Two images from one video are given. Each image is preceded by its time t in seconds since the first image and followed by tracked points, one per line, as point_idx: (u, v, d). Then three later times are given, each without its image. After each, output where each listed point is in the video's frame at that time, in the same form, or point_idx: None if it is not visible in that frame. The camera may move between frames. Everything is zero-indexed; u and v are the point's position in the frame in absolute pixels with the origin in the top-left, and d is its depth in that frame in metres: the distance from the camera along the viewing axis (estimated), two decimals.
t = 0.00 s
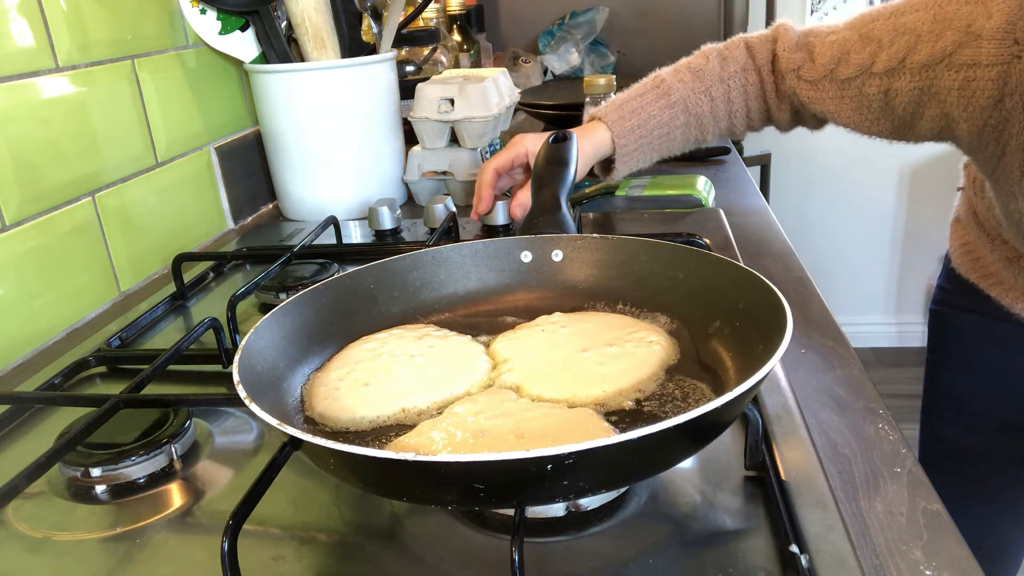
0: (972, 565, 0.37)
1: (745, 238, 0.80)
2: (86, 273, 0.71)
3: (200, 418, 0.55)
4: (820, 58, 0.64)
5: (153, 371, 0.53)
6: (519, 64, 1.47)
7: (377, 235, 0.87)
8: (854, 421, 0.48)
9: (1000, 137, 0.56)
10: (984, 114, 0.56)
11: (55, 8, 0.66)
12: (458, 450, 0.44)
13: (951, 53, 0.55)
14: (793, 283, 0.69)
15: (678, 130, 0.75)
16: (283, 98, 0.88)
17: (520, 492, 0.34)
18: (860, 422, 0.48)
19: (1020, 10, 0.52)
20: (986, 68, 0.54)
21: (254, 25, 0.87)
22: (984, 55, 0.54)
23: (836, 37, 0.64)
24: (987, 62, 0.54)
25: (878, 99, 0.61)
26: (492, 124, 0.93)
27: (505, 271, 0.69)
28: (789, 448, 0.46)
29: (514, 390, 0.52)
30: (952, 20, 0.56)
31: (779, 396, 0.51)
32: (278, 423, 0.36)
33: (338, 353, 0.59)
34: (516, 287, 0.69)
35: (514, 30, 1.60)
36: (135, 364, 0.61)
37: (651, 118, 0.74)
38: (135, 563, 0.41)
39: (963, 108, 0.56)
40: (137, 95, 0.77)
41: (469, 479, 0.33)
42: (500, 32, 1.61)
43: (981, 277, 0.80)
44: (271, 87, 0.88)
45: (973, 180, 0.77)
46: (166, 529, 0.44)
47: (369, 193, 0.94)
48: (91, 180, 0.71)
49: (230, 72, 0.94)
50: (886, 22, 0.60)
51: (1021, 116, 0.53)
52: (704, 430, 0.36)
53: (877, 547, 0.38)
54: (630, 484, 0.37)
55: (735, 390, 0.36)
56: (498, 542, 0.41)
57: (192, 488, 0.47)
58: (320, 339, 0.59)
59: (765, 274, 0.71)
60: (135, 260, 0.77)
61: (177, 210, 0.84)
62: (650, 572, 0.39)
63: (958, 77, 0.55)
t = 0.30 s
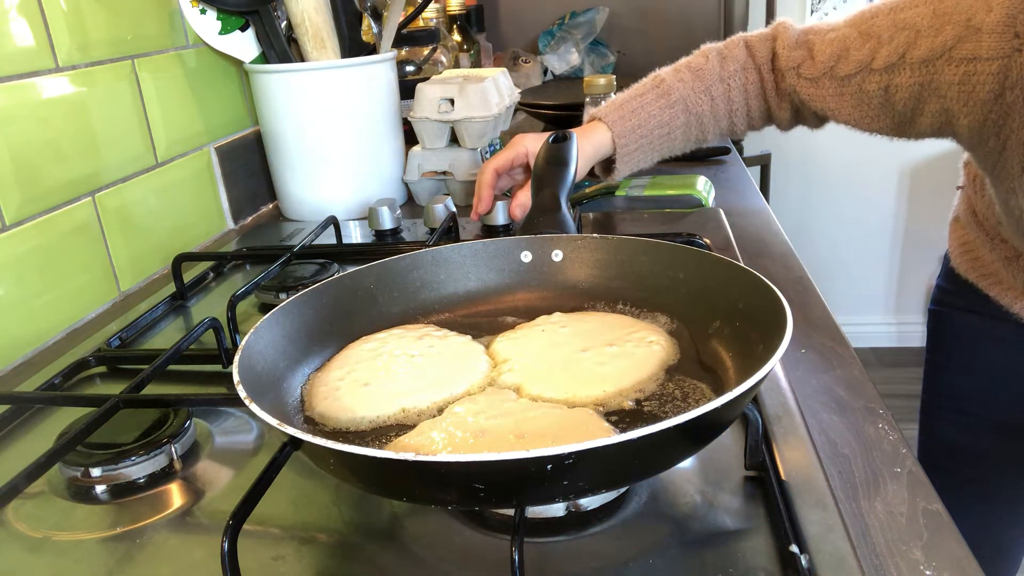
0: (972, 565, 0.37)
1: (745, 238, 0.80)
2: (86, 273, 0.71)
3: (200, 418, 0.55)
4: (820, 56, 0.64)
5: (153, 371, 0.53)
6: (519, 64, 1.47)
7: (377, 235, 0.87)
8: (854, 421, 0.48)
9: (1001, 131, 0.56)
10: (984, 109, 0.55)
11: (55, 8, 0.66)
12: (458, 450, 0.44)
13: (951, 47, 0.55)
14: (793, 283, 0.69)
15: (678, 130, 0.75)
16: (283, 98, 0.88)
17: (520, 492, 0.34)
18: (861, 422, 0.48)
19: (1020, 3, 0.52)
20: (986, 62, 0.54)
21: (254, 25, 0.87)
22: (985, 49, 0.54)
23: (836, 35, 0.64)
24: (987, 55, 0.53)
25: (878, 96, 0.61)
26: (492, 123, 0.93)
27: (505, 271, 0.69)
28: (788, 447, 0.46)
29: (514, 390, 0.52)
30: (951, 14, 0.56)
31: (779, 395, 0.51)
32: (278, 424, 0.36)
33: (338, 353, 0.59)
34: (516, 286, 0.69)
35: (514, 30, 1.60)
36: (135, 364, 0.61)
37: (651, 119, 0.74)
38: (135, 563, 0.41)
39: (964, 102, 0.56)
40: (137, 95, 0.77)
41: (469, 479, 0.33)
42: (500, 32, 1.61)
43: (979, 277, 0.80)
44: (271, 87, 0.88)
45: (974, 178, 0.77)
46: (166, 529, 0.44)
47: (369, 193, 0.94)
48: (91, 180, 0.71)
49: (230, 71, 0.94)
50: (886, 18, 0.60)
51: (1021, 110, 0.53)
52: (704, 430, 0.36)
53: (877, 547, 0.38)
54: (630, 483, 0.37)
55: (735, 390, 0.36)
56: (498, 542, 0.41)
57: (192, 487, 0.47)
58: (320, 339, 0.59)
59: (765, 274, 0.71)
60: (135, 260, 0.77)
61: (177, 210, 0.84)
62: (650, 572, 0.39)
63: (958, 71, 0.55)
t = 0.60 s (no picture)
0: (973, 565, 0.37)
1: (744, 238, 0.80)
2: (85, 272, 0.71)
3: (200, 418, 0.55)
4: (820, 29, 0.64)
5: (153, 372, 0.53)
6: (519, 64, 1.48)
7: (377, 235, 0.87)
8: (854, 421, 0.48)
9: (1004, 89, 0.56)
10: (985, 66, 0.56)
11: (55, 8, 0.66)
12: (458, 449, 0.44)
13: (949, 3, 0.56)
14: (793, 283, 0.69)
15: (687, 118, 0.74)
16: (283, 98, 0.88)
17: (520, 493, 0.34)
18: (861, 422, 0.48)
19: None
20: (985, 12, 0.54)
21: (254, 25, 0.87)
22: None
23: (834, 10, 0.64)
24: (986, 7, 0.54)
25: (879, 63, 0.61)
26: (492, 123, 0.93)
27: (505, 271, 0.69)
28: (788, 446, 0.46)
29: (514, 390, 0.52)
30: None
31: (779, 395, 0.51)
32: (278, 424, 0.36)
33: (338, 353, 0.59)
34: (516, 287, 0.69)
35: (514, 30, 1.60)
36: (135, 364, 0.61)
37: (658, 107, 0.74)
38: (135, 563, 0.41)
39: (964, 59, 0.56)
40: (137, 95, 0.77)
41: (469, 479, 0.33)
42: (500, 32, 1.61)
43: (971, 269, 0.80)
44: (271, 87, 0.88)
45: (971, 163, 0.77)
46: (166, 529, 0.44)
47: (369, 192, 0.94)
48: (92, 180, 0.71)
49: (230, 71, 0.94)
50: None
51: None
52: (704, 429, 0.36)
53: (877, 547, 0.38)
54: (630, 483, 0.37)
55: (735, 390, 0.36)
56: (498, 542, 0.41)
57: (192, 487, 0.47)
58: (319, 339, 0.59)
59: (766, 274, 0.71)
60: (135, 260, 0.77)
61: (176, 210, 0.84)
62: (650, 572, 0.39)
63: (958, 25, 0.56)
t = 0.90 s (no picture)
0: (973, 564, 0.36)
1: (744, 237, 0.80)
2: (85, 273, 0.71)
3: (200, 418, 0.55)
4: None
5: (153, 372, 0.53)
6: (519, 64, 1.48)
7: (377, 235, 0.87)
8: (854, 421, 0.49)
9: None
10: None
11: (55, 8, 0.66)
12: (458, 449, 0.44)
13: None
14: (793, 282, 0.68)
15: (710, 73, 0.65)
16: (283, 98, 0.88)
17: (520, 493, 0.34)
18: (861, 422, 0.48)
19: None
20: None
21: (254, 25, 0.87)
22: None
23: None
24: None
25: None
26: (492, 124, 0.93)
27: (505, 271, 0.69)
28: (789, 446, 0.46)
29: (513, 390, 0.52)
30: None
31: (779, 395, 0.51)
32: (277, 423, 0.36)
33: (338, 354, 0.59)
34: (516, 286, 0.69)
35: (514, 31, 1.60)
36: (135, 364, 0.61)
37: (682, 57, 0.64)
38: (135, 563, 0.41)
39: None
40: (137, 95, 0.77)
41: (469, 479, 0.33)
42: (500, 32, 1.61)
43: (938, 256, 0.66)
44: (271, 87, 0.88)
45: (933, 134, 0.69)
46: (166, 529, 0.44)
47: (368, 192, 0.94)
48: (91, 180, 0.71)
49: (230, 72, 0.94)
50: None
51: None
52: (704, 429, 0.36)
53: (877, 547, 0.38)
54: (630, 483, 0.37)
55: (735, 390, 0.36)
56: (498, 542, 0.41)
57: (193, 487, 0.47)
58: (319, 339, 0.59)
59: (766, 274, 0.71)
60: (135, 260, 0.77)
61: (176, 210, 0.84)
62: (650, 572, 0.39)
63: None
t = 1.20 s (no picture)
0: (972, 564, 0.36)
1: (744, 237, 0.80)
2: (85, 273, 0.71)
3: (200, 418, 0.55)
4: None
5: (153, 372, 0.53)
6: (519, 64, 1.48)
7: (377, 235, 0.87)
8: (854, 421, 0.49)
9: None
10: None
11: (55, 8, 0.66)
12: (456, 450, 0.44)
13: None
14: (792, 282, 0.68)
15: (691, 77, 0.70)
16: (283, 98, 0.88)
17: (520, 496, 0.35)
18: (861, 422, 0.48)
19: None
20: None
21: (254, 25, 0.87)
22: None
23: None
24: None
25: None
26: (492, 124, 0.93)
27: (506, 270, 0.69)
28: (789, 446, 0.46)
29: (514, 391, 0.52)
30: None
31: (779, 394, 0.51)
32: (277, 424, 0.36)
33: (337, 352, 0.59)
34: (517, 286, 0.69)
35: (514, 31, 1.60)
36: (135, 364, 0.61)
37: (659, 69, 0.69)
38: (135, 563, 0.41)
39: None
40: (137, 95, 0.77)
41: (468, 483, 0.33)
42: (500, 32, 1.61)
43: (875, 259, 0.66)
44: (271, 88, 0.88)
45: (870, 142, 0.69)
46: (166, 529, 0.44)
47: (368, 192, 0.94)
48: (91, 181, 0.71)
49: (230, 72, 0.94)
50: None
51: None
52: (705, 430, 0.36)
53: (878, 547, 0.38)
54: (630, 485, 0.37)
55: (736, 392, 0.36)
56: (498, 542, 0.41)
57: (192, 487, 0.47)
58: (320, 336, 0.59)
59: (765, 274, 0.71)
60: (135, 260, 0.77)
61: (176, 210, 0.84)
62: (650, 572, 0.39)
63: None
